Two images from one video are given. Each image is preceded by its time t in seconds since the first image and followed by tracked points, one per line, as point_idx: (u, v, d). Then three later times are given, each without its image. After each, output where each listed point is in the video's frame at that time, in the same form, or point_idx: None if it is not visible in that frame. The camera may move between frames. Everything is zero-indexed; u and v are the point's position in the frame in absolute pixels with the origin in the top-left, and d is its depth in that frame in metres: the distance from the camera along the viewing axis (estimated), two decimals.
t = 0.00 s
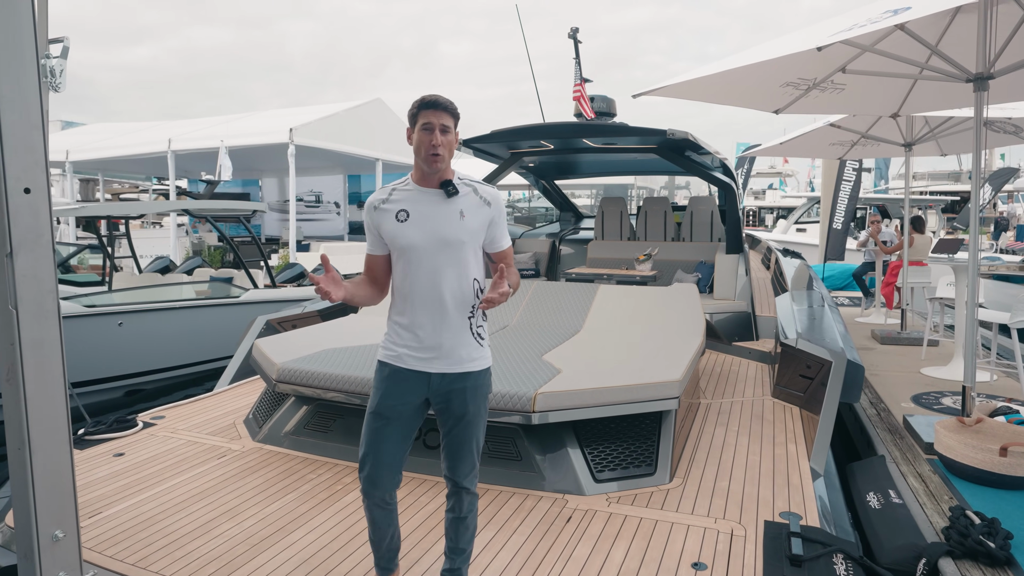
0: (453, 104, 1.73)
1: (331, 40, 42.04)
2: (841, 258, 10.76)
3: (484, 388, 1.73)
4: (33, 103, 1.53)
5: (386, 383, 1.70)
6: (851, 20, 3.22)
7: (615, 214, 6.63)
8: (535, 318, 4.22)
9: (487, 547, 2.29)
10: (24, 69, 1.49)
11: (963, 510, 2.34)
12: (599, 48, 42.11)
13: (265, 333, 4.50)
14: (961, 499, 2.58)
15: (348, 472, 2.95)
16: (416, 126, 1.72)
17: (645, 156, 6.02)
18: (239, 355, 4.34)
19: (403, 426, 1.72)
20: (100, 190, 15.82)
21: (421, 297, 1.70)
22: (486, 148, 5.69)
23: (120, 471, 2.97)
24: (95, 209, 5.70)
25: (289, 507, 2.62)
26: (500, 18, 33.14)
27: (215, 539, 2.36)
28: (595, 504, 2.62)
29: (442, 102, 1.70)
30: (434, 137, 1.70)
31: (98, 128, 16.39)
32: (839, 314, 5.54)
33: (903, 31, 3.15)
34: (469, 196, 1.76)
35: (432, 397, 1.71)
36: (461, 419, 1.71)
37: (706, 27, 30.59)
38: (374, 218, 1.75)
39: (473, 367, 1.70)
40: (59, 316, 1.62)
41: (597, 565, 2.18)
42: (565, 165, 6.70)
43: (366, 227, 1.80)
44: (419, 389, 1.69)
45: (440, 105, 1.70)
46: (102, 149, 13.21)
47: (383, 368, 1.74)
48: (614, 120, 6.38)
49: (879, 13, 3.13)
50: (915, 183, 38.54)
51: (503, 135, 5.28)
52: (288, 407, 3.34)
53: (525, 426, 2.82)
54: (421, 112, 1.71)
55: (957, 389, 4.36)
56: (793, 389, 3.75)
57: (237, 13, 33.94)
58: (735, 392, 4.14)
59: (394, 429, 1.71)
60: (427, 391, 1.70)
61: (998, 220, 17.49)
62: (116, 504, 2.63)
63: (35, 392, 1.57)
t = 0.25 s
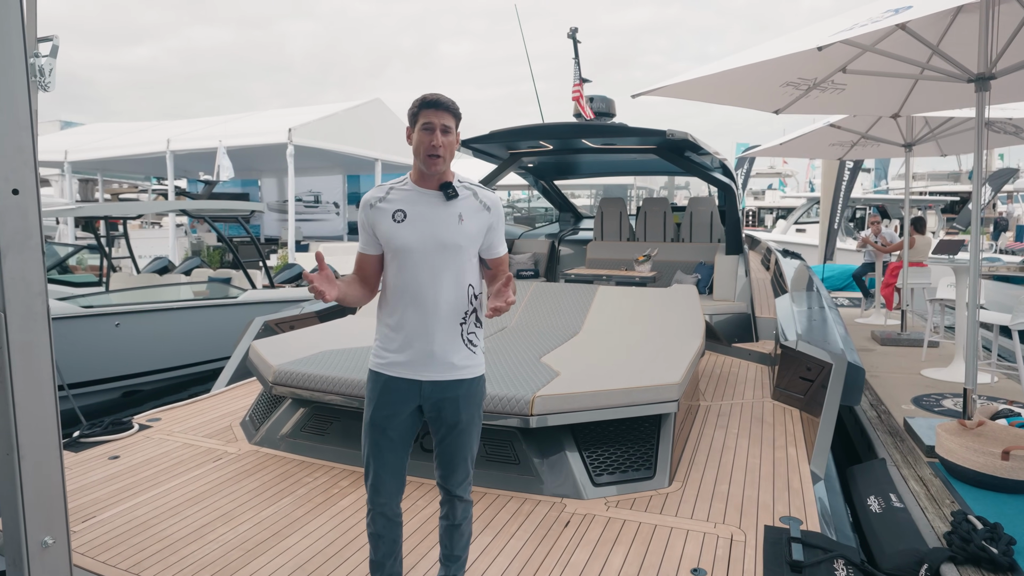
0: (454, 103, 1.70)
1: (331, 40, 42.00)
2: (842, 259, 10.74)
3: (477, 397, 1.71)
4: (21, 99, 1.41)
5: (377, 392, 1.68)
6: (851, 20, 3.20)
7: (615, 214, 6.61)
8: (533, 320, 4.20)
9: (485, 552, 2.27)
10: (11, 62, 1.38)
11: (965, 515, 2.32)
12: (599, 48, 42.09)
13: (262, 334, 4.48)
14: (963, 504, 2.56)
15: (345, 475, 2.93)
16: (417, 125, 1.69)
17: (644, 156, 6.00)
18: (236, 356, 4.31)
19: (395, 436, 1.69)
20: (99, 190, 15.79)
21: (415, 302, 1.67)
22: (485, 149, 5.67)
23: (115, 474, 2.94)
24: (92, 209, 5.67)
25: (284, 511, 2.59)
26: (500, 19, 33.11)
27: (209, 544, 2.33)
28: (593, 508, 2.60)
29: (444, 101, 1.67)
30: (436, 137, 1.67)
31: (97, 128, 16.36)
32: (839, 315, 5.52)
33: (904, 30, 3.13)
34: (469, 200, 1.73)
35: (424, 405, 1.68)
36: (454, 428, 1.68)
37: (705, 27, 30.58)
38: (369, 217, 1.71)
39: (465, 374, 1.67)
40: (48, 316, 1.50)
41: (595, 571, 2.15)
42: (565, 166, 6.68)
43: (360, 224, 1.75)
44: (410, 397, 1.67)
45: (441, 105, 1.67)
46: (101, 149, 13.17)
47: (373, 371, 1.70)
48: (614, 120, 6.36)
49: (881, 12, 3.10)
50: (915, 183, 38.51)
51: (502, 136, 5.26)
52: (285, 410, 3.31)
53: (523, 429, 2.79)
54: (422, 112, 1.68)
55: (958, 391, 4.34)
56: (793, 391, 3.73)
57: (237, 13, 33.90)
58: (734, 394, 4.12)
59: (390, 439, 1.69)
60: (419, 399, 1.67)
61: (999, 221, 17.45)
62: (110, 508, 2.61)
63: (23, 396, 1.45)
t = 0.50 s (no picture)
0: (453, 105, 1.68)
1: (331, 40, 41.96)
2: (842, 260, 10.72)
3: (471, 403, 1.68)
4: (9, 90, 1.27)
5: (370, 398, 1.65)
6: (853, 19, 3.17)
7: (614, 215, 6.59)
8: (533, 322, 4.18)
9: (484, 558, 2.24)
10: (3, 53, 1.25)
11: (969, 520, 2.29)
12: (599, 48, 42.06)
13: (260, 336, 4.45)
14: (967, 509, 2.54)
15: (343, 479, 2.90)
16: (415, 127, 1.67)
17: (644, 157, 5.97)
18: (234, 358, 4.29)
19: (389, 443, 1.66)
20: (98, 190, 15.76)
21: (409, 307, 1.64)
22: (484, 149, 5.65)
23: (111, 479, 2.92)
24: (90, 210, 5.65)
25: (282, 516, 2.57)
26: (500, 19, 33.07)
27: (206, 550, 2.31)
28: (593, 513, 2.57)
29: (442, 103, 1.65)
30: (434, 139, 1.64)
31: (97, 128, 16.33)
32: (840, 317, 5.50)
33: (907, 30, 3.11)
34: (466, 203, 1.71)
35: (417, 412, 1.65)
36: (448, 435, 1.65)
37: (705, 28, 30.57)
38: (364, 218, 1.68)
39: (459, 380, 1.64)
40: (42, 322, 1.36)
41: None
42: (565, 167, 6.66)
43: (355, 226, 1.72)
44: (403, 403, 1.63)
45: (440, 106, 1.64)
46: (100, 149, 13.15)
47: (366, 375, 1.67)
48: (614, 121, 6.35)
49: (883, 12, 3.08)
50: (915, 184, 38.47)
51: (502, 136, 5.23)
52: (282, 413, 3.29)
53: (523, 432, 2.77)
54: (421, 113, 1.66)
55: (959, 393, 4.32)
56: (794, 394, 3.70)
57: (236, 13, 33.87)
58: (735, 397, 4.09)
59: (385, 446, 1.66)
60: (412, 406, 1.64)
61: (999, 222, 17.42)
62: (105, 513, 2.58)
63: (14, 402, 1.32)
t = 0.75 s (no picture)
0: (448, 105, 1.67)
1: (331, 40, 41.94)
2: (842, 260, 10.71)
3: (465, 406, 1.66)
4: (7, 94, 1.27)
5: (366, 401, 1.64)
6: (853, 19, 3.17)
7: (614, 215, 6.58)
8: (533, 322, 4.18)
9: (482, 559, 2.24)
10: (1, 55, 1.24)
11: (970, 521, 2.28)
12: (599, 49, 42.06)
13: (259, 336, 4.45)
14: (968, 510, 2.53)
15: (342, 480, 2.89)
16: (409, 127, 1.66)
17: (644, 157, 5.97)
18: (233, 359, 4.28)
19: (385, 446, 1.65)
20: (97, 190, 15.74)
21: (402, 308, 1.63)
22: (484, 149, 5.64)
23: (109, 480, 2.91)
24: (90, 210, 5.64)
25: (280, 517, 2.56)
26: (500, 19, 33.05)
27: (203, 551, 2.30)
28: (592, 514, 2.56)
29: (436, 102, 1.64)
30: (428, 139, 1.64)
31: (97, 128, 16.32)
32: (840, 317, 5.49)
33: (907, 30, 3.10)
34: (460, 204, 1.70)
35: (412, 414, 1.63)
36: (443, 438, 1.63)
37: (705, 28, 30.57)
38: (359, 219, 1.68)
39: (452, 383, 1.62)
40: (38, 323, 1.34)
41: None
42: (565, 167, 6.65)
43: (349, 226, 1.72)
44: (398, 406, 1.62)
45: (434, 106, 1.64)
46: (99, 149, 13.13)
47: (360, 377, 1.66)
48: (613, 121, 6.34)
49: (884, 12, 3.07)
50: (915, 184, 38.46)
51: (501, 137, 5.23)
52: (281, 413, 3.28)
53: (522, 433, 2.76)
54: (414, 113, 1.65)
55: (960, 394, 4.31)
56: (795, 395, 3.69)
57: (236, 14, 33.86)
58: (735, 398, 4.08)
59: (380, 447, 1.65)
60: (407, 409, 1.62)
61: (1000, 222, 17.41)
62: (103, 515, 2.57)
63: (12, 403, 1.31)
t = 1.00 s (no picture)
0: (440, 106, 1.67)
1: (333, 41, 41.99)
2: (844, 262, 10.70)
3: (460, 408, 1.66)
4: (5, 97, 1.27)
5: (360, 403, 1.65)
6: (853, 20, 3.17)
7: (615, 216, 6.58)
8: (533, 323, 4.18)
9: (481, 560, 2.23)
10: None
11: (970, 524, 2.27)
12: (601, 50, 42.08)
13: (260, 337, 4.46)
14: (968, 513, 2.53)
15: (341, 482, 2.90)
16: (402, 128, 1.66)
17: (645, 158, 5.97)
18: (234, 359, 4.29)
19: (381, 448, 1.65)
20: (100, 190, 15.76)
21: (396, 310, 1.63)
22: (485, 150, 5.64)
23: (109, 480, 2.92)
24: (92, 210, 5.65)
25: (280, 518, 2.56)
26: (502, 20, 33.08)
27: (202, 553, 2.30)
28: (592, 516, 2.56)
29: (430, 104, 1.64)
30: (421, 140, 1.64)
31: (99, 129, 16.34)
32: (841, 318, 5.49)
33: (908, 31, 3.10)
34: (454, 205, 1.70)
35: (407, 416, 1.63)
36: (437, 440, 1.63)
37: (707, 29, 30.59)
38: (352, 222, 1.69)
39: (447, 384, 1.62)
40: (37, 323, 1.34)
41: None
42: (566, 168, 6.65)
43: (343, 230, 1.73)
44: (393, 407, 1.62)
45: (428, 108, 1.64)
46: (101, 150, 13.16)
47: (355, 379, 1.66)
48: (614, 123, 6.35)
49: (885, 12, 3.07)
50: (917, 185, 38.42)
51: (502, 138, 5.23)
52: (281, 414, 3.29)
53: (522, 435, 2.76)
54: (407, 114, 1.65)
55: (961, 395, 4.30)
56: (795, 396, 3.69)
57: (239, 14, 33.91)
58: (735, 399, 4.08)
59: (376, 449, 1.65)
60: (402, 410, 1.62)
61: (1001, 223, 17.39)
62: (103, 516, 2.57)
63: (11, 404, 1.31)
